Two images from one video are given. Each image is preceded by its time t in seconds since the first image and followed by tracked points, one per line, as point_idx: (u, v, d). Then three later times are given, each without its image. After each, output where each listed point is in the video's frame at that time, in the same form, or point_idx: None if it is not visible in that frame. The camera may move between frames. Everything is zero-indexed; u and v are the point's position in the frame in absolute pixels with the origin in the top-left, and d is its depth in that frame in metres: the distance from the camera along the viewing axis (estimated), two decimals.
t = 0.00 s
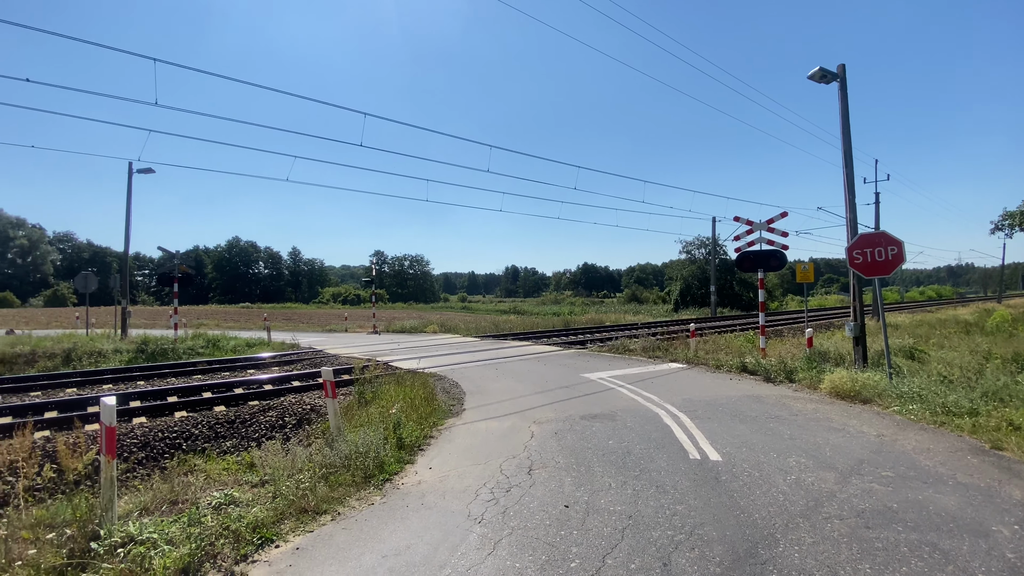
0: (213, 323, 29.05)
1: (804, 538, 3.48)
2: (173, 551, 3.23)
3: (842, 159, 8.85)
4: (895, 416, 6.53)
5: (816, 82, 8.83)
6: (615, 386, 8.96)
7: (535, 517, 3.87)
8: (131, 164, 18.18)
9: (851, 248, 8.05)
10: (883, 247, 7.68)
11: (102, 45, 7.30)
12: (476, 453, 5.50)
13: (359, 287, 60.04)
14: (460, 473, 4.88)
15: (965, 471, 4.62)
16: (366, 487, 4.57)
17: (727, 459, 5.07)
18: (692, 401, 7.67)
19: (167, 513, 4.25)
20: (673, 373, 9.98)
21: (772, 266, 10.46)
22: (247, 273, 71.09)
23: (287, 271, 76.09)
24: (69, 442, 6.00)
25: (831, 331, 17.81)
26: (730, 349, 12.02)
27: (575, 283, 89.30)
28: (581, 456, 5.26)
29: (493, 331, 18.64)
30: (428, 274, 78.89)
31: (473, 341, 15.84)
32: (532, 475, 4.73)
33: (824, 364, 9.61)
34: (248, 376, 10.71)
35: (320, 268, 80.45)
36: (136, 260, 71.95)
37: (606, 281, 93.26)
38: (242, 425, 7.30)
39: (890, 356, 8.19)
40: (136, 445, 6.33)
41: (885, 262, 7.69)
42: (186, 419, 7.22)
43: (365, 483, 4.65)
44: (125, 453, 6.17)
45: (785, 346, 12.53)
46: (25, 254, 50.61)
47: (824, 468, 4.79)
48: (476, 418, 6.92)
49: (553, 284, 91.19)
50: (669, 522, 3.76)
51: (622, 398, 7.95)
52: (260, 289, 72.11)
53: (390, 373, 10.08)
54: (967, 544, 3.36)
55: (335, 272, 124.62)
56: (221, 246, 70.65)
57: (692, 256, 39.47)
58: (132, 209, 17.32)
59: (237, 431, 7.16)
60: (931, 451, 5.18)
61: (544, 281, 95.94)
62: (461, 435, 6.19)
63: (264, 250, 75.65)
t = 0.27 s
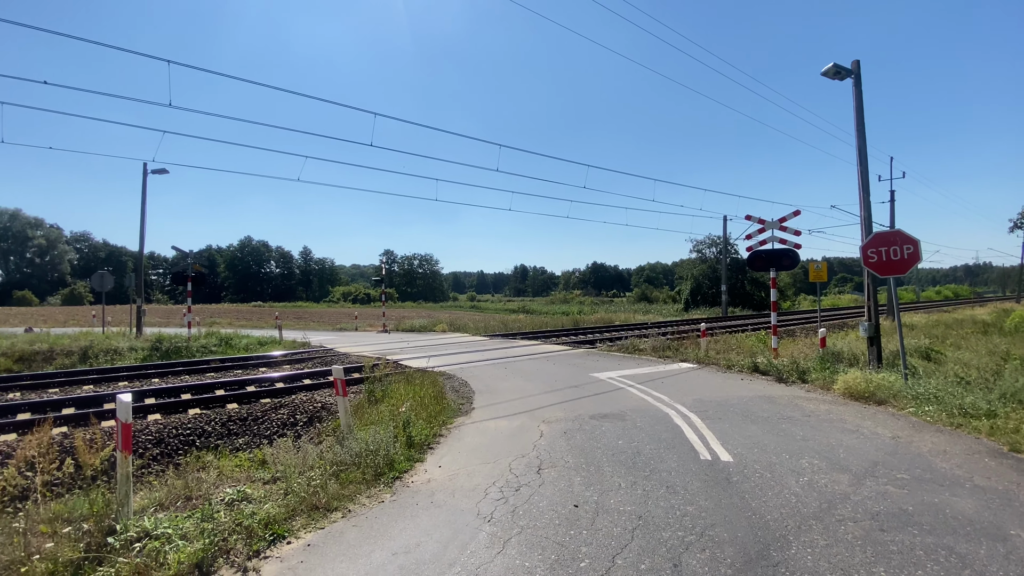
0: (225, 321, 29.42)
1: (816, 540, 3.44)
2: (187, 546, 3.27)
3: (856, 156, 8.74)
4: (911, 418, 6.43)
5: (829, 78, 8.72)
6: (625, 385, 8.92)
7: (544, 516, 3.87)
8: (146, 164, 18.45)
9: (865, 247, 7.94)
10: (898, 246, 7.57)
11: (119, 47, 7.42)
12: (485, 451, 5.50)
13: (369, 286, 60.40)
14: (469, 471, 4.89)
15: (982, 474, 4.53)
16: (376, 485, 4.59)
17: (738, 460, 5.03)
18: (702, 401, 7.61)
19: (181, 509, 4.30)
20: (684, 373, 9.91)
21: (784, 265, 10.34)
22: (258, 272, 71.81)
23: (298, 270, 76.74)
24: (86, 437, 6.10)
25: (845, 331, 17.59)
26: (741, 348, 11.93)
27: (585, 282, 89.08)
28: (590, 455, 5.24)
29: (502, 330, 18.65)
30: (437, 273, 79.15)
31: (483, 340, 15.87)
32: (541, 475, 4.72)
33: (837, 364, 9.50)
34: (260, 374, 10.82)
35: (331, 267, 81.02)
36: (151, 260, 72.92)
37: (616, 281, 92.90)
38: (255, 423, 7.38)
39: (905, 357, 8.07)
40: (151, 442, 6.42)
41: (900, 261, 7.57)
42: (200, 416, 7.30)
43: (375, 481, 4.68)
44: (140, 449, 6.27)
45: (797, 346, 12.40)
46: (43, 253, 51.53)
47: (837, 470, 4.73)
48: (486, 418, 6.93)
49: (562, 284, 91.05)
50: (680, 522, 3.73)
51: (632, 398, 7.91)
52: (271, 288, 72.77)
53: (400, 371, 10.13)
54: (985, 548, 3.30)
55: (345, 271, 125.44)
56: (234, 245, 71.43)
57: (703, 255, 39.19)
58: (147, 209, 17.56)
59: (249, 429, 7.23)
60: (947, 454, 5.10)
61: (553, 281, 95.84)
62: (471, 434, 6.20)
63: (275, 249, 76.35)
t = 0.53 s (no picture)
0: (233, 320, 29.64)
1: (825, 542, 3.41)
2: (196, 543, 3.30)
3: (866, 154, 8.66)
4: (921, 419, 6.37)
5: (838, 76, 8.65)
6: (631, 385, 8.89)
7: (550, 516, 3.86)
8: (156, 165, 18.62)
9: (875, 246, 7.86)
10: (908, 244, 7.49)
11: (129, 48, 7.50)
12: (491, 451, 5.50)
13: (375, 285, 60.64)
14: (475, 471, 4.89)
15: (993, 476, 4.48)
16: (383, 483, 4.60)
17: (746, 461, 5.00)
18: (709, 401, 7.57)
19: (189, 506, 4.34)
20: (690, 373, 9.87)
21: (792, 264, 10.26)
22: (266, 271, 72.25)
23: (305, 269, 77.15)
24: (96, 435, 6.16)
25: (854, 331, 17.45)
26: (749, 348, 11.86)
27: (591, 281, 88.97)
28: (596, 455, 5.23)
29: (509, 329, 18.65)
30: (443, 272, 79.34)
31: (489, 339, 15.88)
32: (547, 474, 4.72)
33: (845, 364, 9.42)
34: (267, 372, 10.89)
35: (337, 266, 81.39)
36: (160, 259, 73.55)
37: (622, 280, 92.68)
38: (262, 421, 7.42)
39: (915, 357, 7.99)
40: (160, 439, 6.48)
41: (910, 260, 7.49)
42: (208, 414, 7.36)
43: (381, 479, 4.69)
44: (149, 446, 6.33)
45: (805, 346, 12.32)
46: (54, 252, 52.13)
47: (846, 471, 4.69)
48: (491, 417, 6.92)
49: (568, 283, 91.00)
50: (686, 523, 3.71)
51: (638, 398, 7.89)
52: (278, 286, 73.22)
53: (406, 370, 10.15)
54: (996, 550, 3.26)
55: (352, 270, 125.94)
56: (242, 245, 71.90)
57: (709, 254, 39.01)
58: (156, 209, 17.69)
59: (256, 427, 7.28)
60: (958, 455, 5.04)
61: (559, 280, 95.78)
62: (477, 433, 6.20)
63: (283, 248, 76.78)
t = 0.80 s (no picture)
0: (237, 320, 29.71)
1: (829, 542, 3.40)
2: (200, 540, 3.32)
3: (871, 153, 8.60)
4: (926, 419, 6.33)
5: (843, 73, 8.60)
6: (634, 384, 8.87)
7: (553, 515, 3.86)
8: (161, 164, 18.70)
9: (880, 245, 7.82)
10: (914, 243, 7.44)
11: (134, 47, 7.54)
12: (494, 450, 5.49)
13: (379, 285, 60.73)
14: (478, 470, 4.88)
15: (1000, 477, 4.45)
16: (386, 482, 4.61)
17: (750, 461, 4.98)
18: (713, 400, 7.55)
19: (194, 503, 4.36)
20: (694, 372, 9.83)
21: (797, 263, 10.21)
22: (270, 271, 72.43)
23: (309, 268, 77.35)
24: (101, 433, 6.19)
25: (859, 330, 17.35)
26: (753, 347, 11.81)
27: (594, 281, 88.89)
28: (600, 455, 5.22)
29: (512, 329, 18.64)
30: (447, 272, 79.42)
31: (492, 338, 15.89)
32: (550, 473, 4.71)
33: (850, 363, 9.37)
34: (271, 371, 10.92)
35: (341, 266, 81.53)
36: (164, 258, 73.81)
37: (625, 279, 92.53)
38: (265, 420, 7.44)
39: (921, 356, 7.93)
40: (165, 438, 6.51)
41: (916, 259, 7.43)
42: (212, 412, 7.38)
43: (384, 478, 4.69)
44: (154, 444, 6.36)
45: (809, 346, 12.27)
46: (59, 251, 52.42)
47: (850, 471, 4.67)
48: (494, 416, 6.91)
49: (571, 282, 90.96)
50: (689, 523, 3.70)
51: (641, 397, 7.87)
52: (282, 285, 73.40)
53: (409, 369, 10.15)
54: (1002, 551, 3.24)
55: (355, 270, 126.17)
56: (246, 244, 72.09)
57: (713, 253, 38.89)
58: (160, 207, 17.75)
59: (260, 425, 7.30)
60: (964, 455, 5.01)
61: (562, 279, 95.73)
62: (480, 432, 6.20)
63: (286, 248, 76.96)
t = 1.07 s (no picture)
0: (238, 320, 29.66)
1: (831, 542, 3.39)
2: (202, 539, 3.34)
3: (874, 151, 8.58)
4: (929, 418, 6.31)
5: (846, 72, 8.56)
6: (636, 384, 8.84)
7: (555, 514, 3.85)
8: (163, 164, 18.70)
9: (883, 243, 7.79)
10: (917, 242, 7.41)
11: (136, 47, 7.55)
12: (496, 449, 5.47)
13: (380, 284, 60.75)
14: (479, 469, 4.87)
15: (1003, 477, 4.43)
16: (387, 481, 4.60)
17: (752, 460, 4.96)
18: (715, 400, 7.53)
19: (196, 502, 4.38)
20: (696, 371, 9.80)
21: (799, 262, 10.18)
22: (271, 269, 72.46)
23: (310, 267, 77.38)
24: (103, 432, 6.20)
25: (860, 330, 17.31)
26: (755, 347, 11.78)
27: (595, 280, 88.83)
28: (602, 454, 5.20)
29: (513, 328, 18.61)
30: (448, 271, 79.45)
31: (493, 338, 15.88)
32: (551, 473, 4.70)
33: (852, 363, 9.34)
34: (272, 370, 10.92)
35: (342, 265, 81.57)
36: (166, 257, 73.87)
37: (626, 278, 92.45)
38: (267, 418, 7.44)
39: (923, 356, 7.90)
40: (167, 437, 6.51)
41: (919, 258, 7.41)
42: (214, 411, 7.38)
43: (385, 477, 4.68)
44: (156, 443, 6.36)
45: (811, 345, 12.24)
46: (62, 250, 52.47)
47: (853, 471, 4.65)
48: (496, 415, 6.90)
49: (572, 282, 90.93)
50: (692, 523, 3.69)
51: (643, 396, 7.86)
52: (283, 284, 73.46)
53: (410, 368, 10.14)
54: (1005, 551, 3.23)
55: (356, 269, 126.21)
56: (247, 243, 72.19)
57: (715, 252, 38.83)
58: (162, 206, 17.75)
59: (262, 424, 7.29)
60: (968, 455, 4.98)
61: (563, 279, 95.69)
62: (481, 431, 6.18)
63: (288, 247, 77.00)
